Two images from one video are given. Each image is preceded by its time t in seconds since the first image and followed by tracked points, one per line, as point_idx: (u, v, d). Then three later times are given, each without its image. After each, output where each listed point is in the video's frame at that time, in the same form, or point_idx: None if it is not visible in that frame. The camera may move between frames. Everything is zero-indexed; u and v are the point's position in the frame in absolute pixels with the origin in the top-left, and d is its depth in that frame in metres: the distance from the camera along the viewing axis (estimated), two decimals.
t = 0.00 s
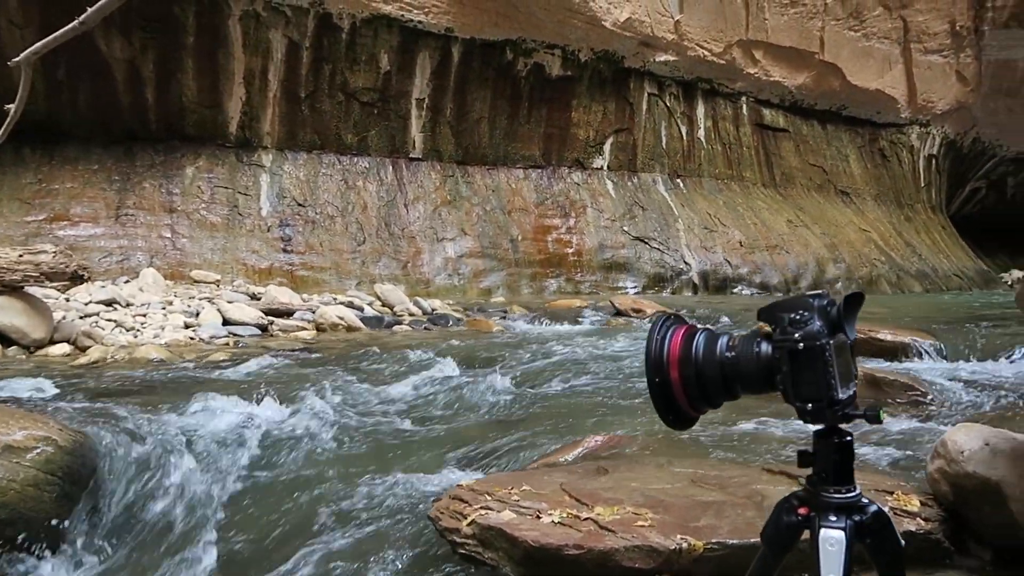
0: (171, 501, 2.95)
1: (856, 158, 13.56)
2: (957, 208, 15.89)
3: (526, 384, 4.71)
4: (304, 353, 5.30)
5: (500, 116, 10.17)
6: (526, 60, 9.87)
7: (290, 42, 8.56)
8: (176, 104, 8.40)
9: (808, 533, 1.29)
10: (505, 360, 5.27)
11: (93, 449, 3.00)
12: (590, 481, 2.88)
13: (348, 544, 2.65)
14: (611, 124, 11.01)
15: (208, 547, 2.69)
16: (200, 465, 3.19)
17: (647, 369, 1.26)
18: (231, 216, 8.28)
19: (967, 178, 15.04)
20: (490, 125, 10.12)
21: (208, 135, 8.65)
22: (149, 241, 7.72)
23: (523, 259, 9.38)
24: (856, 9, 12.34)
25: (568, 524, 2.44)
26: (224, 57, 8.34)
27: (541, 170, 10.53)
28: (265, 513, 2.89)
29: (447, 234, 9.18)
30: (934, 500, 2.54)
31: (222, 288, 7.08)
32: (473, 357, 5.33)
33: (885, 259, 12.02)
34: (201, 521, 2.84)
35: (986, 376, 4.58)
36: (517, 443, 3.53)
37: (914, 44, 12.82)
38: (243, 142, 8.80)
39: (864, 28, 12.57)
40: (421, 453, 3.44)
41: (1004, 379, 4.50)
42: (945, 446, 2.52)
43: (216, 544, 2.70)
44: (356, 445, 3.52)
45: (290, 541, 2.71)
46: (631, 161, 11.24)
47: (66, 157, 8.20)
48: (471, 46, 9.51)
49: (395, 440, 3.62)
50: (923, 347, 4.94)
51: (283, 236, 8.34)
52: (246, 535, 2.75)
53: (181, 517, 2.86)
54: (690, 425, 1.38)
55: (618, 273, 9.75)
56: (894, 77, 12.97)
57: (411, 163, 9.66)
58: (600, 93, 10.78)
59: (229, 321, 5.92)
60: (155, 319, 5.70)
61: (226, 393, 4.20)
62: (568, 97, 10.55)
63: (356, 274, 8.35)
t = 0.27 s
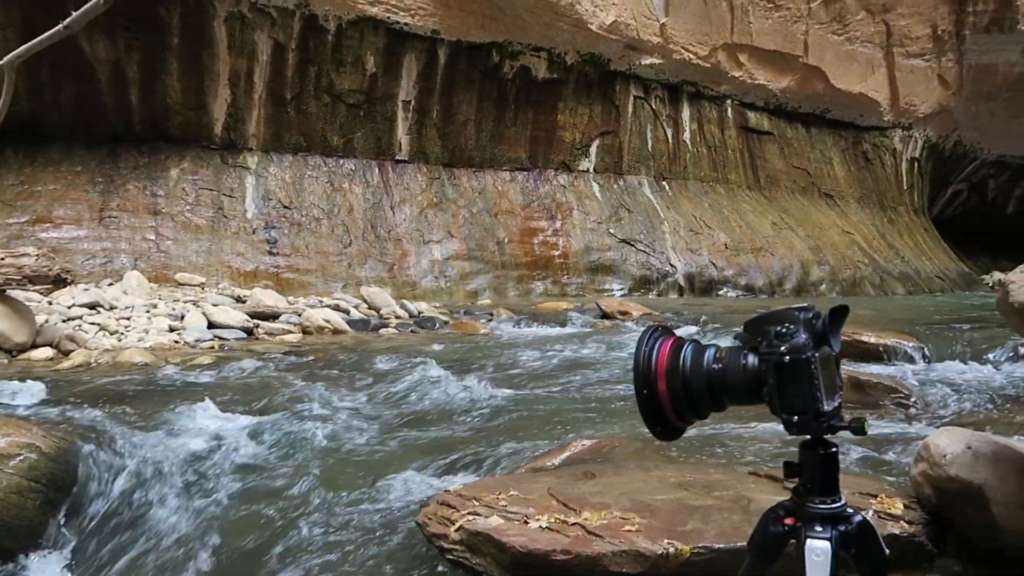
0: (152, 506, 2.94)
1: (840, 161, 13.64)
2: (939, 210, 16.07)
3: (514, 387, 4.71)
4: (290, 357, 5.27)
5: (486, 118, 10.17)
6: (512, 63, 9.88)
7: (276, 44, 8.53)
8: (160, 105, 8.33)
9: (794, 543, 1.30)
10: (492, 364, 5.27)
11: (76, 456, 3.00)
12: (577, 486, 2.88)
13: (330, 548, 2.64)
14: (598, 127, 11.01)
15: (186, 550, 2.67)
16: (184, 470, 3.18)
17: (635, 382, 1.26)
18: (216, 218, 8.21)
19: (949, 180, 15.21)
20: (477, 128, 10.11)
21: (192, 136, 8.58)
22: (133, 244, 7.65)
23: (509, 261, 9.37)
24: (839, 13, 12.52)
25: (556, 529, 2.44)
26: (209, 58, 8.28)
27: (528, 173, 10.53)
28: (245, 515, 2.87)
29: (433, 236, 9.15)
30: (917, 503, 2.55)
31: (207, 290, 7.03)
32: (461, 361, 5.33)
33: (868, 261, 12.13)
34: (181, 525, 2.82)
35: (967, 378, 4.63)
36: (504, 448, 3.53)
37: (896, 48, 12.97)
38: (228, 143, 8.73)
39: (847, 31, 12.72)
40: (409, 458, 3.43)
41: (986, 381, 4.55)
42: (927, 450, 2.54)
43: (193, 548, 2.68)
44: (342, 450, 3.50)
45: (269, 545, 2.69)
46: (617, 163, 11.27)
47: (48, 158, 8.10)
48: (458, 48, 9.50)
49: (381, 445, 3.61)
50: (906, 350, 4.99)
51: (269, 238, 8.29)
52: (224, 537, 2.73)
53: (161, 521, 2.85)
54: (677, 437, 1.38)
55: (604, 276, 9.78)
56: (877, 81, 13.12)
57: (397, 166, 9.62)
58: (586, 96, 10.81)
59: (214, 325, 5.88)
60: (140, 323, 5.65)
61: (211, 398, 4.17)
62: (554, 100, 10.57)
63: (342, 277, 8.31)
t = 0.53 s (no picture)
0: (134, 514, 2.91)
1: (821, 164, 13.86)
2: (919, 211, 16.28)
3: (499, 390, 4.72)
4: (273, 360, 5.24)
5: (470, 120, 10.17)
6: (496, 65, 9.92)
7: (259, 44, 8.48)
8: (142, 105, 8.24)
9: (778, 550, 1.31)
10: (476, 366, 5.28)
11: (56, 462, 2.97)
12: (560, 489, 2.89)
13: (314, 554, 2.63)
14: (581, 129, 11.10)
15: (165, 557, 2.64)
16: (165, 480, 3.14)
17: (621, 391, 1.27)
18: (198, 219, 8.14)
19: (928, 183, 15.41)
20: (461, 129, 10.11)
21: (174, 136, 8.49)
22: (114, 245, 7.56)
23: (493, 263, 9.26)
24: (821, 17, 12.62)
25: (540, 533, 2.45)
26: (191, 58, 8.22)
27: (512, 175, 10.58)
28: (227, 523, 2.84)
29: (418, 237, 9.14)
30: (896, 505, 2.58)
31: (189, 292, 6.97)
32: (446, 363, 5.33)
33: (849, 263, 12.26)
34: (161, 534, 2.79)
35: (945, 380, 4.70)
36: (488, 451, 3.54)
37: (877, 52, 13.13)
38: (211, 144, 8.66)
39: (829, 35, 12.83)
40: (393, 461, 3.43)
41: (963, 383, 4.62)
42: (907, 452, 2.58)
43: (171, 556, 2.65)
44: (326, 454, 3.48)
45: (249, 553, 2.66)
46: (601, 165, 11.31)
47: (27, 158, 7.98)
48: (442, 50, 9.50)
49: (365, 449, 3.59)
50: (886, 351, 5.06)
51: (251, 240, 8.23)
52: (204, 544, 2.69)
53: (141, 531, 2.82)
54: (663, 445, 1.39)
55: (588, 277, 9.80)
56: (858, 84, 13.28)
57: (381, 167, 9.57)
58: (570, 98, 10.87)
59: (196, 327, 5.83)
60: (121, 325, 5.59)
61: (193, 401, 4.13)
62: (538, 102, 10.60)
63: (325, 278, 8.27)
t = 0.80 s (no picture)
0: (116, 520, 2.88)
1: (803, 167, 14.23)
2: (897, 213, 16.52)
3: (484, 393, 4.72)
4: (256, 362, 5.20)
5: (454, 121, 10.16)
6: (480, 66, 9.89)
7: (241, 44, 8.40)
8: (122, 104, 8.12)
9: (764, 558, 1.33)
10: (461, 369, 5.28)
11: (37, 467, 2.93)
12: (545, 492, 2.89)
13: (299, 559, 2.62)
14: (565, 130, 11.16)
15: (145, 563, 2.60)
16: (148, 486, 3.11)
17: (611, 402, 1.28)
18: (179, 220, 8.05)
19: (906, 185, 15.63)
20: (445, 131, 10.09)
21: (155, 136, 8.39)
22: (94, 245, 7.46)
23: (477, 264, 9.39)
24: (802, 22, 12.67)
25: (527, 537, 2.46)
26: (172, 57, 8.13)
27: (496, 176, 10.56)
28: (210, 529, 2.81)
29: (401, 239, 9.12)
30: (877, 507, 2.62)
31: (170, 294, 6.89)
32: (431, 366, 5.32)
33: (830, 265, 12.41)
34: (144, 540, 2.76)
35: (923, 381, 4.78)
36: (473, 454, 3.54)
37: (857, 56, 13.27)
38: (192, 144, 8.57)
39: (810, 40, 12.92)
40: (379, 464, 3.42)
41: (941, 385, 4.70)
42: (887, 455, 2.61)
43: (155, 562, 2.62)
44: (310, 457, 3.47)
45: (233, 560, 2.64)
46: (584, 167, 11.37)
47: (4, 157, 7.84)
48: (426, 52, 9.48)
49: (350, 452, 3.58)
50: (866, 353, 5.13)
51: (233, 241, 8.16)
52: (185, 551, 2.66)
53: (124, 535, 2.79)
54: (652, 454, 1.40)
55: (571, 279, 9.83)
56: (838, 88, 13.42)
57: (364, 168, 9.55)
58: (553, 100, 10.90)
59: (177, 329, 5.77)
60: (100, 326, 5.52)
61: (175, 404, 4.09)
62: (522, 103, 10.61)
63: (308, 280, 8.22)
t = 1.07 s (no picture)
0: (105, 524, 2.87)
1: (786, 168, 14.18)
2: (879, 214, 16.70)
3: (471, 394, 4.73)
4: (242, 363, 5.18)
5: (441, 122, 10.15)
6: (466, 67, 9.88)
7: (226, 44, 8.34)
8: (105, 104, 8.04)
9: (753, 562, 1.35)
10: (448, 370, 5.28)
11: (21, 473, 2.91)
12: (533, 494, 2.91)
13: (287, 562, 2.61)
14: (551, 131, 11.16)
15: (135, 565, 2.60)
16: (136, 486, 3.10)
17: (604, 409, 1.30)
18: (164, 220, 7.99)
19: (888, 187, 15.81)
20: (431, 132, 10.08)
21: (139, 135, 8.31)
22: (77, 246, 7.38)
23: (463, 265, 9.39)
24: (786, 25, 12.76)
25: (515, 539, 2.47)
26: (157, 56, 8.06)
27: (483, 177, 10.57)
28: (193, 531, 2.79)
29: (388, 239, 9.10)
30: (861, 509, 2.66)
31: (154, 294, 6.84)
32: (418, 367, 5.32)
33: (813, 267, 12.54)
34: (133, 541, 2.76)
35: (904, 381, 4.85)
36: (461, 455, 3.55)
37: (840, 59, 13.40)
38: (177, 144, 8.51)
39: (794, 42, 12.98)
40: (368, 466, 3.42)
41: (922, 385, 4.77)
42: (870, 457, 2.65)
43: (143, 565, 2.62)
44: (297, 459, 3.46)
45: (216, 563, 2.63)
46: (571, 168, 11.43)
47: None
48: (412, 52, 9.47)
49: (337, 454, 3.57)
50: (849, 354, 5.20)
51: (218, 241, 8.11)
52: (173, 553, 2.66)
53: (113, 537, 2.79)
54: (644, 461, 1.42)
55: (558, 280, 9.86)
56: (822, 91, 13.52)
57: (350, 169, 9.51)
58: (540, 101, 10.91)
59: (162, 330, 5.74)
60: (84, 328, 5.47)
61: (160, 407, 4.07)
62: (508, 104, 10.61)
63: (294, 280, 8.18)
